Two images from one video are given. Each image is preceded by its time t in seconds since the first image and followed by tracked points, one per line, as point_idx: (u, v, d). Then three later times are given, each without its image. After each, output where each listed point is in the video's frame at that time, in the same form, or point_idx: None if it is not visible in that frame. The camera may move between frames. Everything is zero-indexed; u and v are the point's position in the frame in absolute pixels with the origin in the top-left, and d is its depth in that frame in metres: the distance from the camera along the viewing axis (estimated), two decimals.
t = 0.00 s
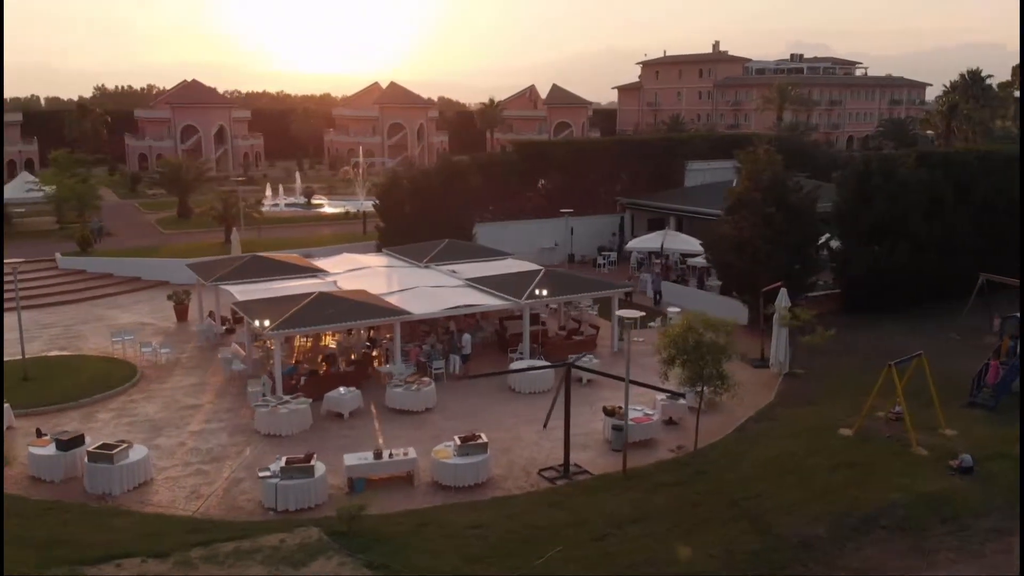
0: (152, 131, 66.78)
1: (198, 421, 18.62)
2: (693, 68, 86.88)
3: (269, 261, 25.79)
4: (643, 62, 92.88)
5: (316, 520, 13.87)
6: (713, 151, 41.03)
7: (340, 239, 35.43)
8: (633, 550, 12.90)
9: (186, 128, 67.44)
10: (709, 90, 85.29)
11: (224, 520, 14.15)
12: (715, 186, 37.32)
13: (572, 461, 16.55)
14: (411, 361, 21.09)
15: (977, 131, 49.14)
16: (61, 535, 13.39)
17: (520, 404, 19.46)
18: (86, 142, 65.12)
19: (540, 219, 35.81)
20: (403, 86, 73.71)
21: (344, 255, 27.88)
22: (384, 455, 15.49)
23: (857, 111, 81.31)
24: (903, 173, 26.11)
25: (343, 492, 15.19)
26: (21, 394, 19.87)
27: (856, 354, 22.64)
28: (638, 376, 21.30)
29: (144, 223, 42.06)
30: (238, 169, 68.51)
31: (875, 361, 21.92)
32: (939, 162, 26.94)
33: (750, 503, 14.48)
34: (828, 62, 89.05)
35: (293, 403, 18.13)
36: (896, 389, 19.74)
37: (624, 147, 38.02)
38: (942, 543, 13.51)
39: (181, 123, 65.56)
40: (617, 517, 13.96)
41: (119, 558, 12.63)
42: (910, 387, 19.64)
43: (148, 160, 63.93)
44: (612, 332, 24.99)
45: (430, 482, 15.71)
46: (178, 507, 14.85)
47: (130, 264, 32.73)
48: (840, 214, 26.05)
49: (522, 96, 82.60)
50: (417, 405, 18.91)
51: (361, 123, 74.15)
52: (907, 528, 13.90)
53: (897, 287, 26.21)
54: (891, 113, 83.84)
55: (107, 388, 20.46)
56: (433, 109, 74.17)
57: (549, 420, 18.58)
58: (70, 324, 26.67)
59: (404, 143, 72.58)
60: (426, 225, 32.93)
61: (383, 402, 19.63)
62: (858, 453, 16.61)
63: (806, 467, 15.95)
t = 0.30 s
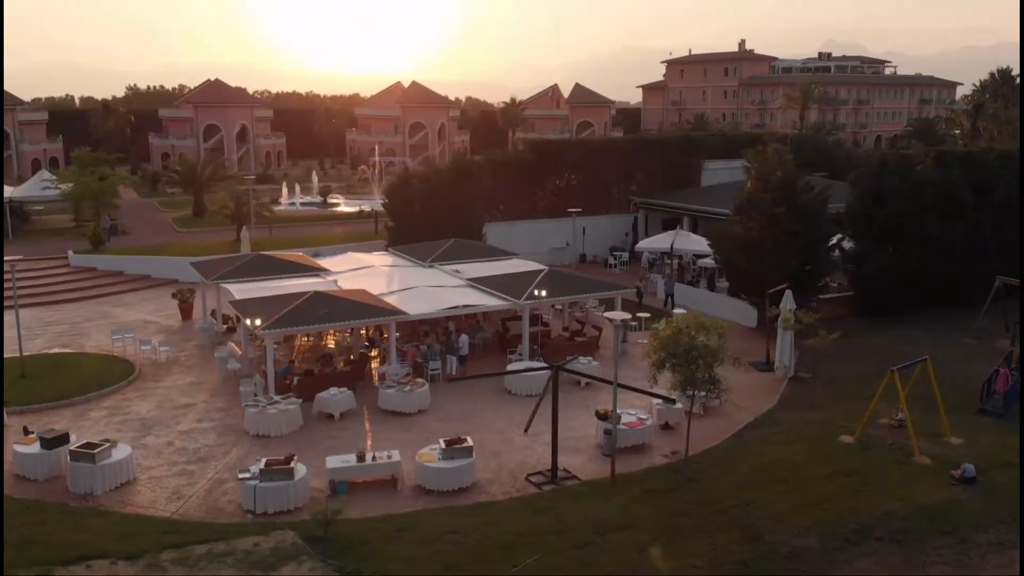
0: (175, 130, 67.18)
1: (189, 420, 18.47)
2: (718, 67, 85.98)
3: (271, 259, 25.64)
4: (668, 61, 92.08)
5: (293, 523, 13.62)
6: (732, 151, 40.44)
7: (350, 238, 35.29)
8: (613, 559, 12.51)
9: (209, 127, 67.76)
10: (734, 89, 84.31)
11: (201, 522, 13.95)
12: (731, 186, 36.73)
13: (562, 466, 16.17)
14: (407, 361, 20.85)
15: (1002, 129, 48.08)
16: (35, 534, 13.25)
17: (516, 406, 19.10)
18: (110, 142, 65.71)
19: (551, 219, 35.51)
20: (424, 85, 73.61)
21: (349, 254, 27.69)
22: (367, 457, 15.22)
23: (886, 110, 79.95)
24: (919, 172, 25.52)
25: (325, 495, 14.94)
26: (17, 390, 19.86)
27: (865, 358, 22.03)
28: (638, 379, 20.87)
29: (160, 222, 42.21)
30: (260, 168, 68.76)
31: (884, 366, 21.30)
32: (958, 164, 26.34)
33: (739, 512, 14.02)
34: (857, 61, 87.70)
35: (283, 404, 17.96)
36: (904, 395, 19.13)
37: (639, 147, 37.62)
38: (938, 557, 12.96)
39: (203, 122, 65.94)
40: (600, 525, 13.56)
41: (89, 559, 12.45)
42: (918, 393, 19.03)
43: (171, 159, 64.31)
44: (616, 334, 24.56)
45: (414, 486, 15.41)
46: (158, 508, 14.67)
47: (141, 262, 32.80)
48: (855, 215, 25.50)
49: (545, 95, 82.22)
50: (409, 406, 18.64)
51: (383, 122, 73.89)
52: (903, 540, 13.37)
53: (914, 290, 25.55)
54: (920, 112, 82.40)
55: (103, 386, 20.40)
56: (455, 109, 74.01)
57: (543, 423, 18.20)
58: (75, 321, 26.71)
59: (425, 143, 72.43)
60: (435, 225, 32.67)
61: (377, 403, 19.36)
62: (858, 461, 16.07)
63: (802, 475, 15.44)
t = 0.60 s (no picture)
0: (199, 130, 67.54)
1: (179, 419, 18.37)
2: (744, 65, 84.95)
3: (275, 258, 25.54)
4: (694, 60, 91.19)
5: (268, 526, 13.42)
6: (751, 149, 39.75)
7: (360, 236, 35.10)
8: (590, 568, 12.13)
9: (232, 126, 68.02)
10: (761, 87, 83.26)
11: (177, 524, 13.79)
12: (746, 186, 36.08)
13: (550, 472, 15.81)
14: (403, 361, 20.62)
15: None
16: (8, 534, 13.16)
17: (510, 409, 18.78)
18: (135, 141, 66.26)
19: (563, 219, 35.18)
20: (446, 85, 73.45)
21: (354, 253, 27.50)
22: (349, 460, 15.00)
23: (915, 110, 78.51)
24: (934, 172, 24.91)
25: (305, 497, 14.73)
26: (13, 387, 19.87)
27: (873, 363, 21.44)
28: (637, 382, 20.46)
29: (176, 221, 42.38)
30: (282, 168, 68.94)
31: (892, 371, 20.71)
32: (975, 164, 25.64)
33: (726, 522, 13.60)
34: (886, 60, 86.26)
35: (272, 404, 17.80)
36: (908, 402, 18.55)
37: (652, 145, 37.22)
38: (930, 571, 12.46)
39: (226, 122, 66.18)
40: (580, 533, 13.22)
41: (59, 559, 12.32)
42: (923, 400, 18.47)
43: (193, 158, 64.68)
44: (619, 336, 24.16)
45: (397, 489, 15.16)
46: (137, 508, 14.54)
47: (152, 260, 32.89)
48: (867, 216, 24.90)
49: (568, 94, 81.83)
50: (401, 407, 18.39)
51: (404, 122, 73.16)
52: (894, 553, 12.88)
53: (929, 293, 24.90)
54: (951, 111, 80.84)
55: (99, 383, 20.37)
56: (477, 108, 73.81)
57: (535, 427, 17.85)
58: (82, 318, 26.79)
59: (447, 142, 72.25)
60: (444, 223, 32.38)
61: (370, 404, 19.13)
62: (854, 470, 15.57)
63: (795, 483, 14.98)
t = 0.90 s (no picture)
0: (225, 129, 67.84)
1: (174, 418, 18.29)
2: (773, 64, 83.83)
3: (281, 256, 25.47)
4: (722, 58, 90.19)
5: (247, 527, 13.24)
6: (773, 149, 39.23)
7: (374, 235, 34.95)
8: None
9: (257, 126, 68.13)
10: (790, 87, 82.14)
11: (157, 523, 13.66)
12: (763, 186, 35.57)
13: (539, 476, 15.48)
14: (401, 361, 20.44)
15: None
16: None
17: (506, 411, 18.48)
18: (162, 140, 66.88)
19: (577, 219, 34.85)
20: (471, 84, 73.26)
21: (361, 251, 27.35)
22: (333, 461, 14.80)
23: (948, 110, 76.99)
24: (953, 172, 24.24)
25: (288, 499, 14.55)
26: (14, 383, 19.96)
27: (884, 367, 20.84)
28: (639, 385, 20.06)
29: (195, 219, 42.54)
30: (307, 168, 69.04)
31: (902, 376, 20.11)
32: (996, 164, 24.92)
33: (714, 530, 13.20)
34: (919, 59, 84.74)
35: (265, 403, 17.68)
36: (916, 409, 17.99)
37: (669, 144, 36.74)
38: None
39: (252, 121, 66.26)
40: (562, 539, 12.88)
41: (33, 557, 12.22)
42: (932, 407, 17.90)
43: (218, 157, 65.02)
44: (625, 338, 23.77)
45: (382, 492, 14.92)
46: (120, 507, 14.43)
47: (166, 258, 33.01)
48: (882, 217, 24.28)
49: (594, 93, 81.37)
50: (395, 408, 18.18)
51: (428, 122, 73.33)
52: (886, 565, 12.40)
53: (946, 296, 24.22)
54: (985, 111, 79.20)
55: (98, 381, 20.39)
56: (501, 107, 73.53)
57: (529, 429, 17.53)
58: (91, 315, 26.88)
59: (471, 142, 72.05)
60: (457, 223, 32.15)
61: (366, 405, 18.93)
62: (854, 478, 15.08)
63: (791, 491, 14.52)
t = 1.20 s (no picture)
0: (257, 129, 68.05)
1: (174, 414, 18.28)
2: (810, 63, 82.44)
3: (293, 254, 25.42)
4: (757, 57, 88.96)
5: (229, 526, 13.13)
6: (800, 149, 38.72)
7: (393, 234, 34.82)
8: None
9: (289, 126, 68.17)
10: (826, 86, 80.74)
11: (143, 521, 13.60)
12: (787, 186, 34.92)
13: (532, 479, 15.18)
14: (405, 361, 20.25)
15: None
16: None
17: (507, 412, 18.18)
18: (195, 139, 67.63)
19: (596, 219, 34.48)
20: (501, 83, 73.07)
21: (375, 250, 27.22)
22: (321, 461, 14.66)
23: (990, 109, 75.14)
24: (978, 172, 23.52)
25: (275, 499, 14.43)
26: (22, 377, 20.12)
27: (901, 373, 20.22)
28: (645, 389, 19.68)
29: (220, 217, 42.77)
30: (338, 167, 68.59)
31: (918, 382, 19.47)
32: None
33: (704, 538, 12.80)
34: (960, 58, 82.86)
35: (263, 401, 17.60)
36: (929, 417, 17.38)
37: (692, 143, 36.25)
38: None
39: (283, 121, 66.33)
40: (546, 545, 12.59)
41: (13, 553, 12.21)
42: (945, 416, 17.29)
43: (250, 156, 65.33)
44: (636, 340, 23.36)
45: (371, 493, 14.73)
46: (109, 503, 14.41)
47: (186, 256, 33.29)
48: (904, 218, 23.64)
49: (625, 92, 80.93)
50: (393, 409, 17.99)
51: (458, 121, 72.20)
52: None
53: (970, 299, 23.50)
54: None
55: (105, 377, 20.48)
56: (532, 107, 73.18)
57: (527, 431, 17.22)
58: (108, 312, 27.06)
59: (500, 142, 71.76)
60: (474, 222, 31.97)
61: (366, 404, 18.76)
62: (856, 487, 14.57)
63: (789, 499, 14.07)
